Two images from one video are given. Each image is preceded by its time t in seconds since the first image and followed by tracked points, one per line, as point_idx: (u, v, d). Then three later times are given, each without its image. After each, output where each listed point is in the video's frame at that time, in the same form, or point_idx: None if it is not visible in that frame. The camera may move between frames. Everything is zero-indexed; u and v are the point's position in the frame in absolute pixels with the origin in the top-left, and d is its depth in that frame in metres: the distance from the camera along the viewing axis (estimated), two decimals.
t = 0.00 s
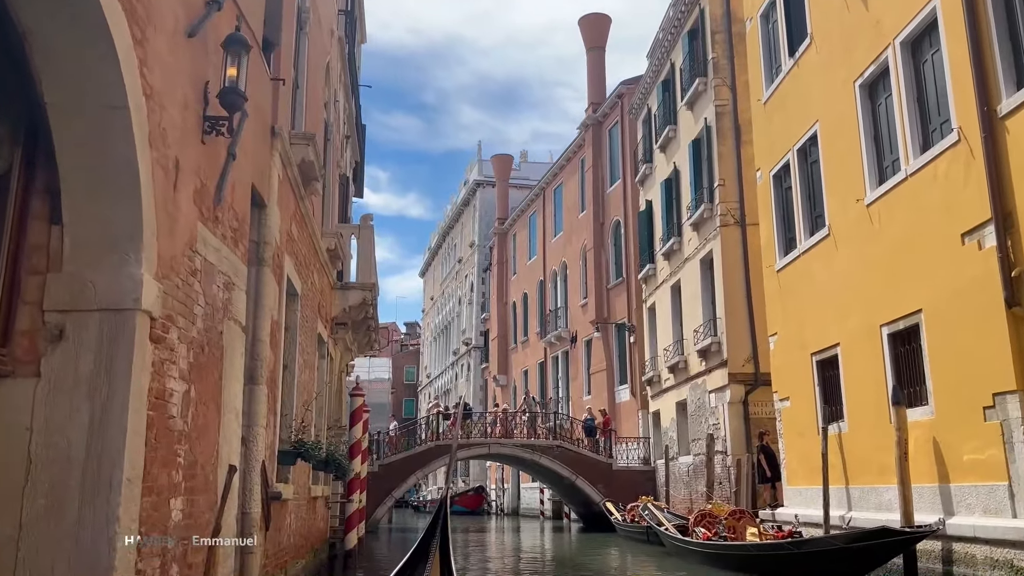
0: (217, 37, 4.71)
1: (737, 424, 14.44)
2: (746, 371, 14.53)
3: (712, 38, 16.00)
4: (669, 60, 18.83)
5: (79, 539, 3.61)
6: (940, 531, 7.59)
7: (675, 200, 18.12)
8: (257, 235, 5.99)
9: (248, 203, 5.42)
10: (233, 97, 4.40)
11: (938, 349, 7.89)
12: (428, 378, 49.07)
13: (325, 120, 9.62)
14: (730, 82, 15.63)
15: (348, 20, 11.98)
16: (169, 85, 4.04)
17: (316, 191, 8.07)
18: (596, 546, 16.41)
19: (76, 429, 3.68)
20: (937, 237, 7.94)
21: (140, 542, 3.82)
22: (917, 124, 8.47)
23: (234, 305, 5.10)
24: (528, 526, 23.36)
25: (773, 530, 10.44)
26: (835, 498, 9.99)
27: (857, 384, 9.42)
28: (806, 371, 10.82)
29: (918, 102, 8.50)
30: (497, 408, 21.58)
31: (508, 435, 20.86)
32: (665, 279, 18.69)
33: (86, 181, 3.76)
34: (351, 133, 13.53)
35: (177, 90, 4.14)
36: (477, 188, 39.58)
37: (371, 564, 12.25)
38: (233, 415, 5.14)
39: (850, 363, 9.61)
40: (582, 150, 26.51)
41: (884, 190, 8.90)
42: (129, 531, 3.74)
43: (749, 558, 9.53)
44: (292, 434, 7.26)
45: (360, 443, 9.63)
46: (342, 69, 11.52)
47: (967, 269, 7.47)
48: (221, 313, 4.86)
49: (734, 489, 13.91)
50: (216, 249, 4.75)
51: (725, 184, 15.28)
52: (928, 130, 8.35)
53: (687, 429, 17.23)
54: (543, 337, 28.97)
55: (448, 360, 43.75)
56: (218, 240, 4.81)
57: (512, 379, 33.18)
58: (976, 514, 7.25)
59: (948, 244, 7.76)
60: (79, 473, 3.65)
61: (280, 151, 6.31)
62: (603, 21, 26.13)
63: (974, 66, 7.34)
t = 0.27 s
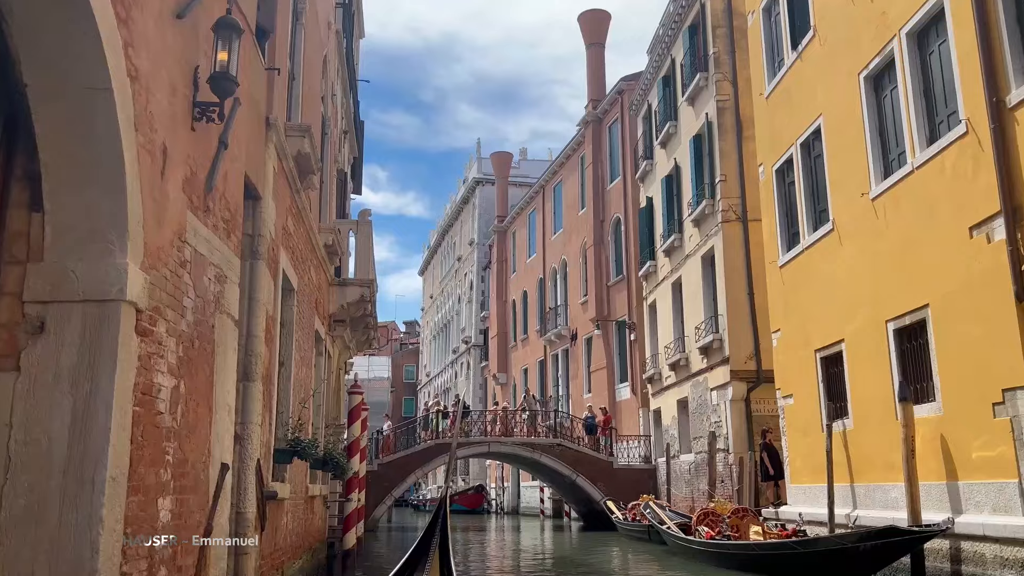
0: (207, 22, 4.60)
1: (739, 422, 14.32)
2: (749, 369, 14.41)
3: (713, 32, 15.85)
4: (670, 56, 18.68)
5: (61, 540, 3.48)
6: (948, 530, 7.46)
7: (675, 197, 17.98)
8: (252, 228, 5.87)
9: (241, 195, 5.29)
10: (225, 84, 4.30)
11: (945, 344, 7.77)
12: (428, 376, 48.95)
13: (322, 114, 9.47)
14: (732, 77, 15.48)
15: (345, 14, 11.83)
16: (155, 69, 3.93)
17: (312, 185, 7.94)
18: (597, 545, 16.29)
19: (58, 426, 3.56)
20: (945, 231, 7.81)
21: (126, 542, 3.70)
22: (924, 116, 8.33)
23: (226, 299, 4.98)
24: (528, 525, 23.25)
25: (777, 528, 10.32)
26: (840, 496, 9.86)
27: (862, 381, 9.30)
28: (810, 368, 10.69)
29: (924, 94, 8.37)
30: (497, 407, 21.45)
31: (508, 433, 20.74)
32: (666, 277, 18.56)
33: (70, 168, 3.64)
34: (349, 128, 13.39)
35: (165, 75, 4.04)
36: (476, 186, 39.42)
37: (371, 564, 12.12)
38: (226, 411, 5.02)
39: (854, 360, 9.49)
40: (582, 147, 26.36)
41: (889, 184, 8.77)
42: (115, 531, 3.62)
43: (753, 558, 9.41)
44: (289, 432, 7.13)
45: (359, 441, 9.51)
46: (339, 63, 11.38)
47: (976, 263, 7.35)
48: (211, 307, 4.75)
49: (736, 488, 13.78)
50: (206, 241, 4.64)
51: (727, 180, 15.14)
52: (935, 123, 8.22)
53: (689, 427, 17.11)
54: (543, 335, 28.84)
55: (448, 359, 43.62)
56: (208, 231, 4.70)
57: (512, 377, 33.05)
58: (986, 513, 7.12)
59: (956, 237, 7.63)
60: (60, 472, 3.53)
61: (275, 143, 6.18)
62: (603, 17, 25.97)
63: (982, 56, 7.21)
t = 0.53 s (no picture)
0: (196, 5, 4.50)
1: (742, 420, 14.20)
2: (751, 367, 14.27)
3: (715, 27, 15.71)
4: (671, 52, 18.55)
5: (42, 540, 3.34)
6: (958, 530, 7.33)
7: (677, 194, 17.84)
8: (248, 221, 5.73)
9: (234, 184, 5.17)
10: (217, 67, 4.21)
11: (953, 340, 7.64)
12: (428, 375, 48.80)
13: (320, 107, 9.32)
14: (734, 73, 15.35)
15: (344, 7, 11.69)
16: (143, 49, 3.82)
17: (310, 178, 7.80)
18: (598, 544, 16.16)
19: (40, 421, 3.43)
20: (953, 226, 7.69)
21: (110, 543, 3.56)
22: (931, 108, 8.21)
23: (219, 291, 4.85)
24: (528, 524, 23.11)
25: (782, 528, 10.18)
26: (845, 495, 9.73)
27: (868, 378, 9.17)
28: (815, 366, 10.56)
29: (931, 86, 8.23)
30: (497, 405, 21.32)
31: (508, 432, 20.61)
32: (668, 274, 18.42)
33: (54, 151, 3.53)
34: (347, 124, 13.25)
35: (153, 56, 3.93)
36: (476, 184, 39.28)
37: (370, 564, 11.99)
38: (218, 407, 4.89)
39: (860, 357, 9.36)
40: (583, 144, 26.22)
41: (896, 178, 8.64)
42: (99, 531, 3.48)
43: (758, 558, 9.28)
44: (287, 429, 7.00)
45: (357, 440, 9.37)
46: (338, 57, 11.24)
47: (986, 258, 7.22)
48: (204, 299, 4.62)
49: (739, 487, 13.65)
50: (198, 230, 4.52)
51: (729, 176, 15.00)
52: (943, 115, 8.09)
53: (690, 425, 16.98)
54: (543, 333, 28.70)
55: (447, 358, 43.48)
56: (200, 222, 4.57)
57: (512, 376, 32.91)
58: (997, 512, 6.98)
59: (965, 231, 7.50)
60: (42, 469, 3.39)
61: (271, 133, 6.04)
62: (604, 13, 25.83)
63: (992, 47, 7.08)
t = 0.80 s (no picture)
0: None
1: (744, 419, 14.07)
2: (755, 365, 14.14)
3: (719, 23, 15.56)
4: (674, 48, 18.40)
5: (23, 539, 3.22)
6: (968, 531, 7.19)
7: (679, 191, 17.70)
8: (245, 212, 5.60)
9: (229, 174, 5.03)
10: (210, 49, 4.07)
11: (963, 338, 7.51)
12: (427, 374, 48.67)
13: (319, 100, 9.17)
14: (738, 68, 15.21)
15: None
16: (132, 28, 3.69)
17: (309, 171, 7.66)
18: (599, 543, 16.03)
19: (22, 413, 3.30)
20: (964, 221, 7.55)
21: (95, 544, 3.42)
22: (941, 102, 8.07)
23: (213, 283, 4.71)
24: (528, 523, 23.00)
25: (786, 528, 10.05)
26: (851, 495, 9.60)
27: (875, 377, 9.03)
28: (820, 365, 10.42)
29: (942, 80, 8.09)
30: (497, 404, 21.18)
31: (508, 431, 20.48)
32: (670, 272, 18.28)
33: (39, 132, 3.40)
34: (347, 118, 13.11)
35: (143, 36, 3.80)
36: (477, 182, 39.13)
37: (368, 564, 11.85)
38: (212, 402, 4.76)
39: (867, 356, 9.23)
40: (584, 141, 26.07)
41: (904, 173, 8.50)
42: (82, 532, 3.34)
43: (762, 559, 9.14)
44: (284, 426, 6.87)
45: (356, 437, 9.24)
46: (338, 50, 11.09)
47: (997, 254, 7.09)
48: (197, 291, 4.49)
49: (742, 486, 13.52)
50: (191, 219, 4.39)
51: (733, 173, 14.86)
52: (953, 109, 7.95)
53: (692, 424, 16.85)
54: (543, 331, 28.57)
55: (447, 356, 43.34)
56: (194, 210, 4.44)
57: (512, 374, 32.78)
58: (1008, 513, 6.84)
59: (977, 227, 7.37)
60: (23, 464, 3.26)
61: (268, 123, 5.90)
62: (606, 10, 25.68)
63: (1005, 38, 6.94)
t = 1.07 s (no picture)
0: None
1: (748, 418, 13.93)
2: (759, 364, 13.98)
3: (724, 17, 15.39)
4: (678, 43, 18.23)
5: None
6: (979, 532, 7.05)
7: (683, 188, 17.54)
8: (240, 202, 5.46)
9: (224, 160, 4.89)
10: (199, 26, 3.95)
11: (974, 335, 7.36)
12: (428, 371, 48.54)
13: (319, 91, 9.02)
14: (743, 64, 15.04)
15: None
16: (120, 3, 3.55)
17: (308, 162, 7.51)
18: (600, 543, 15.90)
19: None
20: (976, 217, 7.40)
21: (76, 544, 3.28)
22: (953, 95, 7.91)
23: (205, 272, 4.58)
24: (528, 522, 22.87)
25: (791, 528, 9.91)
26: (858, 495, 9.45)
27: (883, 375, 8.89)
28: (826, 363, 10.27)
29: (954, 72, 7.93)
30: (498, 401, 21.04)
31: (509, 429, 20.34)
32: (673, 269, 18.13)
33: (20, 108, 3.27)
34: (347, 111, 12.95)
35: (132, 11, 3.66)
36: (478, 179, 38.97)
37: (366, 562, 11.72)
38: (204, 395, 4.61)
39: (874, 354, 9.08)
40: (586, 138, 25.91)
41: (914, 168, 8.35)
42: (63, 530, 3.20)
43: (767, 559, 9.00)
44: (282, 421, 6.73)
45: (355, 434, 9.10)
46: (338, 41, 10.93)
47: (1010, 249, 6.94)
48: (188, 280, 4.35)
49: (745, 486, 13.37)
50: (182, 205, 4.25)
51: (737, 169, 14.70)
52: (966, 102, 7.79)
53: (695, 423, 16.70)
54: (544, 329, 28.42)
55: (448, 354, 43.21)
56: (185, 195, 4.31)
57: (513, 372, 32.64)
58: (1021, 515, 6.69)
59: (989, 222, 7.21)
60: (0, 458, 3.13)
61: (265, 110, 5.74)
62: (609, 6, 25.50)
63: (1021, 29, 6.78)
